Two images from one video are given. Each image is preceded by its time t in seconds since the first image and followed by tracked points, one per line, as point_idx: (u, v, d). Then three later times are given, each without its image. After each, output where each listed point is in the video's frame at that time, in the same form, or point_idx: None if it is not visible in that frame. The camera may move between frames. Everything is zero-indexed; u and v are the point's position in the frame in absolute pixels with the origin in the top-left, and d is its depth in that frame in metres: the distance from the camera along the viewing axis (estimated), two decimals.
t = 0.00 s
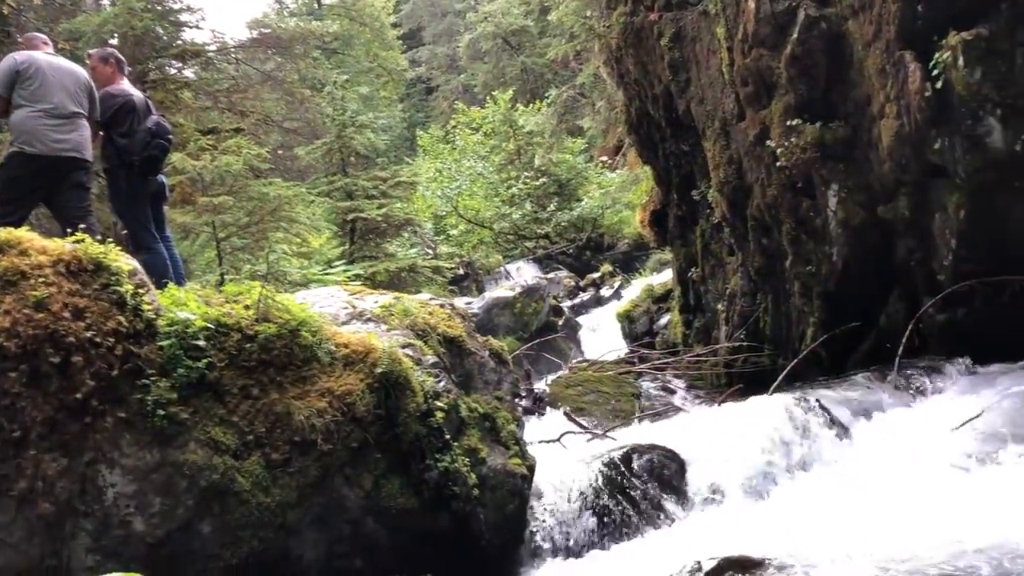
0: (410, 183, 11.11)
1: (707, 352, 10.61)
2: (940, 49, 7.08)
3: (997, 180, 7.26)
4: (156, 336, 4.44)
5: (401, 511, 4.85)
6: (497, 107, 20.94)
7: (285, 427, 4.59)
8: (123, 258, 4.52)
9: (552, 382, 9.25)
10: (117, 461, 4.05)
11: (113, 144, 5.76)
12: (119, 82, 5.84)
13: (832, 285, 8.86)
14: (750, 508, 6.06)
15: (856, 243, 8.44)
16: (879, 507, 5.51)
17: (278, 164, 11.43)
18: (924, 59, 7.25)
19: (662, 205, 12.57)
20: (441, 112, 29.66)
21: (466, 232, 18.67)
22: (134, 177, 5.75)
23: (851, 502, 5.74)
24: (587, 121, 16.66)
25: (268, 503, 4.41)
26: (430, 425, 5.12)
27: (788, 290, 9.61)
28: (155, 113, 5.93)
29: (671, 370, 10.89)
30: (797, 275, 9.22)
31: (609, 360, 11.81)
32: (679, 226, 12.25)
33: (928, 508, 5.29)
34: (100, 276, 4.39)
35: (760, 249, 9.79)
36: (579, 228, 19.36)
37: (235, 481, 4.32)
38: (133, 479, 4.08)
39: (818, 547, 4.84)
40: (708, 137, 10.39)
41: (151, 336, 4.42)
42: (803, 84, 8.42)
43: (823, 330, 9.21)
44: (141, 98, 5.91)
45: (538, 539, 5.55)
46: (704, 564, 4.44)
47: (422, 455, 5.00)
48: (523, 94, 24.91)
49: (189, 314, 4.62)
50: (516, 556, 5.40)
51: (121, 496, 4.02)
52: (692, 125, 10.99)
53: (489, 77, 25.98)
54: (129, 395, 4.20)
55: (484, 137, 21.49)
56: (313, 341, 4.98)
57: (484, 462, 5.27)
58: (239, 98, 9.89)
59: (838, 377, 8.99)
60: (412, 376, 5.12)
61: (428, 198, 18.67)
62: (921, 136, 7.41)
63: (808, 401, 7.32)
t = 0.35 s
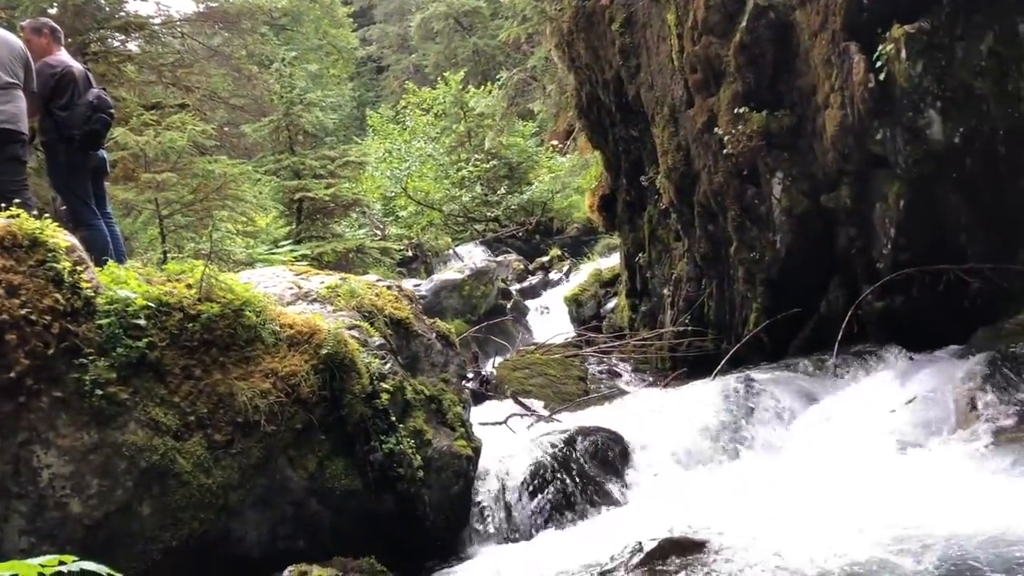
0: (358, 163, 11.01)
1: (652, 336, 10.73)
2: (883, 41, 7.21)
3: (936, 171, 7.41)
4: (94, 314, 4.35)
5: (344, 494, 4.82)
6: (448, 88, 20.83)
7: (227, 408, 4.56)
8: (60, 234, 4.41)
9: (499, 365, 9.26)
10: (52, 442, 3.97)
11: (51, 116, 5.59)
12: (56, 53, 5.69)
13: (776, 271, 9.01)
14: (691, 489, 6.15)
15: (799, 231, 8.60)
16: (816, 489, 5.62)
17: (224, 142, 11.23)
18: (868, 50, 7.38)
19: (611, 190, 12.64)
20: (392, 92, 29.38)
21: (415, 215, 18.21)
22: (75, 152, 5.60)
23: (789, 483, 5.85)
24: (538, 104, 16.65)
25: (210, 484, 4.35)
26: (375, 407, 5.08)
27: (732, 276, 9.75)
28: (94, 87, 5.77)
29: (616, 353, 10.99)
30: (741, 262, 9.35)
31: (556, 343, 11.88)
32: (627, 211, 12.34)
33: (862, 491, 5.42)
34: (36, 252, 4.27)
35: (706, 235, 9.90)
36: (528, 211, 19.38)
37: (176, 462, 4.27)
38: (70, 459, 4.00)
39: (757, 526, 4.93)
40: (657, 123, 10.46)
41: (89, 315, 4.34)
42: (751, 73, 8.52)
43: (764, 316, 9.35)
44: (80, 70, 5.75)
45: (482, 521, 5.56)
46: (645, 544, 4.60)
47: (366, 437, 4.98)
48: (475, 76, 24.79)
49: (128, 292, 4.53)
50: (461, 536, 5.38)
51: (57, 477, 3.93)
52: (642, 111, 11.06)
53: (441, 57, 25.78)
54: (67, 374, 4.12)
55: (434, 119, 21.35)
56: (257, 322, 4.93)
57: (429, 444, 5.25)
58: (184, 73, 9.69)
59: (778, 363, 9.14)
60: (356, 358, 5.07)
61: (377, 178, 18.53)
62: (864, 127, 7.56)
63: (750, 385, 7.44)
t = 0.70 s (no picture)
0: (327, 139, 10.90)
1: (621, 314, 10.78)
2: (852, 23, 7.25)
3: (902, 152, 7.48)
4: (55, 290, 4.28)
5: (310, 471, 4.80)
6: (419, 64, 20.66)
7: (192, 385, 4.52)
8: (19, 208, 4.32)
9: (468, 342, 9.26)
10: (12, 419, 3.91)
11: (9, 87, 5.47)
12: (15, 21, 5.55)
13: (743, 251, 9.07)
14: (659, 465, 6.21)
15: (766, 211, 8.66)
16: (782, 465, 5.69)
17: (191, 116, 11.09)
18: (837, 31, 7.41)
19: (581, 169, 12.64)
20: (362, 67, 29.07)
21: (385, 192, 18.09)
22: (36, 125, 5.51)
23: (755, 460, 5.92)
24: (509, 81, 16.56)
25: (175, 461, 4.32)
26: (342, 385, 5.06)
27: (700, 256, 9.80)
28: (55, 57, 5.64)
29: (585, 332, 11.04)
30: (709, 241, 9.41)
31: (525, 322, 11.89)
32: (597, 190, 12.33)
33: (827, 466, 5.49)
34: None
35: (675, 214, 9.94)
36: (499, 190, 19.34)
37: (139, 438, 4.23)
38: (31, 436, 3.94)
39: (725, 502, 4.98)
40: (627, 102, 10.45)
41: (49, 291, 4.27)
42: (721, 52, 8.54)
43: (731, 296, 9.41)
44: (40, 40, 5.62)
45: (449, 498, 5.58)
46: (611, 518, 4.61)
47: (333, 414, 4.95)
48: (446, 52, 24.59)
49: (90, 268, 4.46)
50: (428, 512, 5.40)
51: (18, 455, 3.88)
52: (613, 90, 11.04)
53: (412, 32, 25.53)
54: (27, 351, 4.05)
55: (404, 95, 21.18)
56: (222, 299, 4.88)
57: (396, 422, 5.24)
58: (148, 46, 9.53)
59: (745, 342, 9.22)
60: (324, 336, 5.04)
61: (346, 155, 18.35)
62: (832, 107, 7.60)
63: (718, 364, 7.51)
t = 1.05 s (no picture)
0: (303, 114, 10.80)
1: (597, 294, 10.81)
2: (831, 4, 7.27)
3: (877, 135, 7.54)
4: (25, 263, 4.23)
5: (284, 446, 4.78)
6: (397, 40, 20.49)
7: (165, 360, 4.49)
8: None
9: (444, 320, 9.25)
10: None
11: None
12: None
13: (719, 232, 9.11)
14: (635, 442, 6.25)
15: (743, 193, 8.70)
16: (756, 442, 5.75)
17: (165, 89, 10.94)
18: (816, 13, 7.44)
19: (559, 147, 12.61)
20: (339, 42, 28.77)
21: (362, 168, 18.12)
22: (4, 94, 5.42)
23: (730, 438, 5.97)
24: (489, 58, 16.49)
25: (149, 436, 4.29)
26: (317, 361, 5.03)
27: (677, 236, 9.83)
28: (25, 24, 5.52)
29: (561, 311, 11.05)
30: (686, 222, 9.44)
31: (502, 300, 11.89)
32: (575, 169, 12.31)
33: (800, 444, 5.56)
34: None
35: (653, 194, 9.96)
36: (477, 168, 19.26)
37: (112, 413, 4.20)
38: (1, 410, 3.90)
39: (699, 479, 5.03)
40: (606, 81, 10.43)
41: (20, 263, 4.22)
42: (700, 32, 8.54)
43: (707, 276, 9.44)
44: (10, 7, 5.49)
45: (424, 475, 5.57)
46: (585, 496, 4.62)
47: (309, 390, 4.93)
48: (425, 28, 24.39)
49: (61, 240, 4.41)
50: (403, 489, 5.38)
51: None
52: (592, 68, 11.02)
53: (390, 7, 25.28)
54: None
55: (382, 71, 21.00)
56: (196, 274, 4.84)
57: (371, 398, 5.22)
58: (122, 16, 9.40)
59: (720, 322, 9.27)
60: (298, 313, 5.00)
61: (323, 130, 18.10)
62: (810, 89, 7.63)
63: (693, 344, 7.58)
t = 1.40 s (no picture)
0: (287, 92, 10.71)
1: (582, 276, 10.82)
2: None
3: (861, 118, 7.56)
4: (4, 241, 4.19)
5: (267, 425, 4.79)
6: (382, 18, 20.34)
7: (147, 338, 4.47)
8: None
9: (428, 302, 9.22)
10: None
11: None
12: None
13: (704, 214, 9.13)
14: (618, 421, 6.27)
15: (728, 175, 8.73)
16: (738, 420, 5.78)
17: (147, 66, 10.83)
18: None
19: (545, 128, 12.57)
20: (324, 20, 28.54)
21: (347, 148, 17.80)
22: None
23: (712, 416, 6.00)
24: (475, 38, 16.41)
25: (131, 414, 4.28)
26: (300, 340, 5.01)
27: (662, 219, 9.85)
28: None
29: (546, 292, 11.07)
30: (671, 204, 9.45)
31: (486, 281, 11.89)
32: (561, 150, 12.29)
33: (782, 420, 5.59)
34: None
35: (638, 176, 9.95)
36: (462, 148, 19.15)
37: (93, 390, 4.19)
38: None
39: (679, 457, 5.07)
40: (593, 61, 10.40)
41: None
42: (687, 14, 8.52)
43: (691, 259, 9.47)
44: None
45: (407, 454, 5.58)
46: (567, 475, 4.65)
47: (291, 369, 4.92)
48: (410, 7, 24.22)
49: (41, 217, 4.37)
50: (386, 467, 5.39)
51: None
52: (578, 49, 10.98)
53: None
54: None
55: (367, 49, 20.87)
56: (178, 252, 4.80)
57: (355, 378, 5.21)
58: None
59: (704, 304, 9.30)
60: (281, 292, 4.98)
61: (307, 109, 17.98)
62: (795, 72, 7.64)
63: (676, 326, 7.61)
